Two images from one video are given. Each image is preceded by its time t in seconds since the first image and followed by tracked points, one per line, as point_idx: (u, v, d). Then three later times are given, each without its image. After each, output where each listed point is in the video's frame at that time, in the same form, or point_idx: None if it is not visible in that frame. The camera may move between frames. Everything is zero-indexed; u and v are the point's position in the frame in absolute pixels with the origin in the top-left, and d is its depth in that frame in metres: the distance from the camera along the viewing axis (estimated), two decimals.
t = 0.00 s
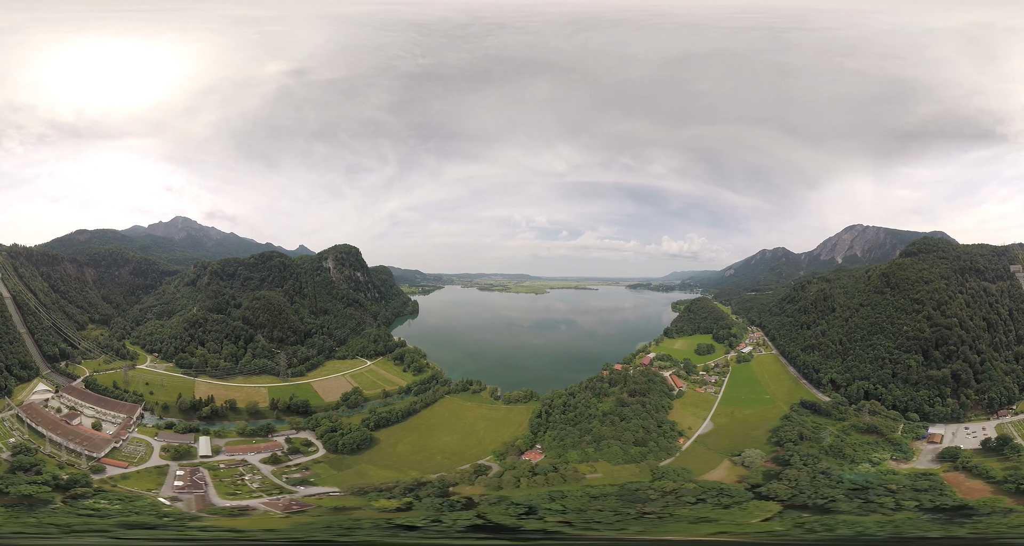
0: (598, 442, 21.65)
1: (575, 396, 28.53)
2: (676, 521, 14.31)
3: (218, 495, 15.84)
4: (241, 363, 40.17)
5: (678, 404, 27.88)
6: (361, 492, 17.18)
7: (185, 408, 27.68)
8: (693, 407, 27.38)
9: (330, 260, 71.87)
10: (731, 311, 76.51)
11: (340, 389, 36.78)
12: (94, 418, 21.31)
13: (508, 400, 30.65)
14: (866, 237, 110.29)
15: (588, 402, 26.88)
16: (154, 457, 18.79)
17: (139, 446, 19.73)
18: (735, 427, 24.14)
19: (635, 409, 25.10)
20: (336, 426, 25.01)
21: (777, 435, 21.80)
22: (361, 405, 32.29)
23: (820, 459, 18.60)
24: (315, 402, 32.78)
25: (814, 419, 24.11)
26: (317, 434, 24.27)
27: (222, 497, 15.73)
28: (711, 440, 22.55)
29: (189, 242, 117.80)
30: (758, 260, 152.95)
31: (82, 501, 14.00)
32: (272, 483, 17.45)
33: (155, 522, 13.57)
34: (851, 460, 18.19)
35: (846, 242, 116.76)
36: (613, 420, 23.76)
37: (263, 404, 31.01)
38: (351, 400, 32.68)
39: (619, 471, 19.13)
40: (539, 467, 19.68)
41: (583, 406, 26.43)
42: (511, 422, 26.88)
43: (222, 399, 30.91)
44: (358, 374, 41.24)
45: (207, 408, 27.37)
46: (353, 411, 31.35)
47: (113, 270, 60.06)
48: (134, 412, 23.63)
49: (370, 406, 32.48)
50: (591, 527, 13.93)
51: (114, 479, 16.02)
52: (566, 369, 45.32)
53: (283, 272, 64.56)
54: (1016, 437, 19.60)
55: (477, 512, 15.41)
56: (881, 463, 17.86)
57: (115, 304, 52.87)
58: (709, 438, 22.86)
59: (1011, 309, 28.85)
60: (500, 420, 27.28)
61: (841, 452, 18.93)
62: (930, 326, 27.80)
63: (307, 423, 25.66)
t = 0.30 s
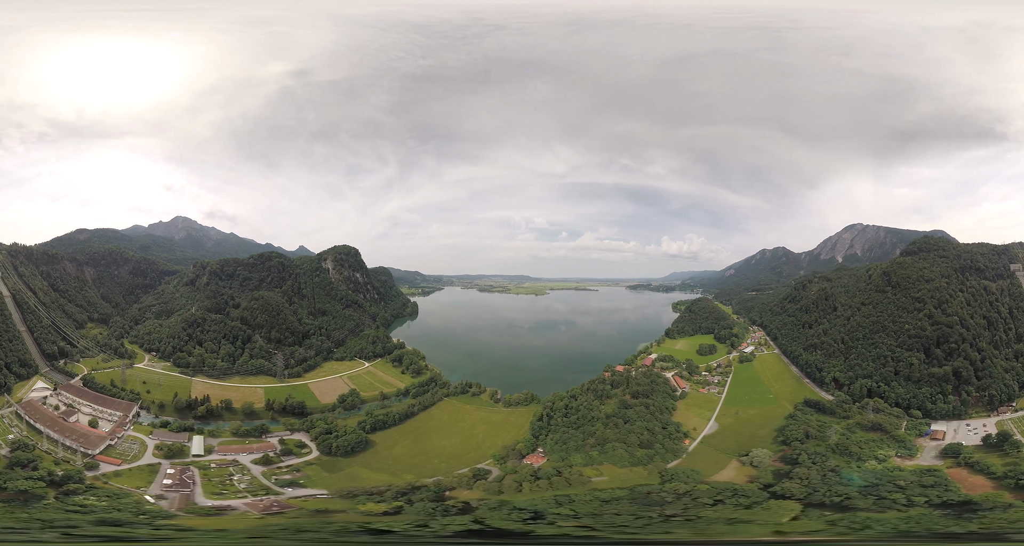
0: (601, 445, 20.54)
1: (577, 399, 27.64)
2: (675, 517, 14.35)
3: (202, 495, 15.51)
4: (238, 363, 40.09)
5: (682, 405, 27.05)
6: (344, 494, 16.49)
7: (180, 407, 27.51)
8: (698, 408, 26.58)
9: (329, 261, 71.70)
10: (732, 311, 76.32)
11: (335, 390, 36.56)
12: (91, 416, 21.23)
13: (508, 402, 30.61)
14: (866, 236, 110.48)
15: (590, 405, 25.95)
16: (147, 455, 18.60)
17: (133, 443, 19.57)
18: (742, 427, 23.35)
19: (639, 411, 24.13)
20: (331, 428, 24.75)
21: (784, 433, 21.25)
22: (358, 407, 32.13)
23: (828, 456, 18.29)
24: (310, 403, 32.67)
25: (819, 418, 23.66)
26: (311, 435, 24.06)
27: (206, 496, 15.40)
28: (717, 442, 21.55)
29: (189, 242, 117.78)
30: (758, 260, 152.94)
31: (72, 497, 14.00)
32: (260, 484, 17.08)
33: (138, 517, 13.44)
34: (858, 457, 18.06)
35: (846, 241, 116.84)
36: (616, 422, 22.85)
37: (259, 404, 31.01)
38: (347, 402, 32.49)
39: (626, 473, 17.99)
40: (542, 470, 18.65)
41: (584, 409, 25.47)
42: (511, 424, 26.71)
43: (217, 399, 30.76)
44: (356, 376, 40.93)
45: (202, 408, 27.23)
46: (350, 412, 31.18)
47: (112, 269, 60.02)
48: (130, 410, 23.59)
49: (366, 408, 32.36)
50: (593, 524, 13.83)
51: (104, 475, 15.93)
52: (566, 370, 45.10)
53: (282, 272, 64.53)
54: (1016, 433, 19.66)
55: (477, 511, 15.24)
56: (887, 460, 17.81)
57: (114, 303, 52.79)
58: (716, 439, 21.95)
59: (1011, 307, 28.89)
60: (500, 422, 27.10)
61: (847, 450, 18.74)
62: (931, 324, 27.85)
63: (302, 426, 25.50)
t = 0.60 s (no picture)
0: (605, 448, 19.93)
1: (578, 402, 27.11)
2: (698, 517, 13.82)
3: (187, 493, 15.35)
4: (235, 363, 39.94)
5: (686, 406, 26.52)
6: (331, 498, 16.06)
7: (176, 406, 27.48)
8: (702, 410, 25.78)
9: (328, 261, 71.59)
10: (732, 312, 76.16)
11: (332, 391, 36.36)
12: (88, 413, 21.20)
13: (508, 405, 29.98)
14: (866, 236, 110.60)
15: (592, 408, 25.20)
16: (141, 453, 18.58)
17: (128, 441, 19.54)
18: (747, 428, 22.72)
19: (643, 413, 23.62)
20: (327, 430, 24.39)
21: (789, 433, 21.01)
22: (354, 409, 31.90)
23: (836, 455, 18.12)
24: (306, 405, 32.46)
25: (823, 417, 23.41)
26: (305, 437, 23.77)
27: (192, 495, 15.29)
28: (723, 442, 21.04)
29: (188, 241, 117.77)
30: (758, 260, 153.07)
31: (65, 494, 13.98)
32: (248, 484, 16.86)
33: (118, 513, 13.33)
34: (865, 455, 17.96)
35: (846, 240, 116.94)
36: (620, 424, 22.35)
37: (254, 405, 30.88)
38: (344, 404, 32.19)
39: (632, 476, 17.46)
40: (544, 475, 17.90)
41: (586, 412, 24.72)
42: (512, 427, 26.10)
43: (213, 399, 30.53)
44: (354, 378, 40.58)
45: (198, 407, 27.09)
46: (345, 414, 30.97)
47: (112, 268, 59.99)
48: (127, 408, 23.41)
49: (363, 410, 32.02)
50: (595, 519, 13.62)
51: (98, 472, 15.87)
52: (566, 372, 44.89)
53: (281, 272, 64.47)
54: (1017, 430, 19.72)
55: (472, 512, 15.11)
56: (893, 457, 17.75)
57: (113, 302, 52.70)
58: (722, 439, 21.47)
59: (1011, 306, 28.94)
60: (501, 426, 26.51)
61: (854, 448, 18.54)
62: (932, 323, 27.92)
63: (296, 426, 25.13)
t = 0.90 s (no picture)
0: (610, 451, 19.29)
1: (580, 405, 25.63)
2: (711, 516, 13.85)
3: (174, 492, 15.27)
4: (232, 363, 39.82)
5: (688, 407, 26.16)
6: (319, 500, 15.62)
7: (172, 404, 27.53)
8: (704, 410, 25.68)
9: (327, 261, 71.52)
10: (733, 312, 76.01)
11: (331, 392, 35.76)
12: (85, 410, 21.19)
13: (508, 407, 28.08)
14: (866, 235, 110.73)
15: (595, 410, 24.19)
16: (134, 450, 18.56)
17: (123, 438, 19.50)
18: (753, 428, 22.67)
19: (647, 414, 23.02)
20: (321, 431, 23.67)
21: (795, 432, 21.07)
22: (350, 411, 31.02)
23: (842, 453, 18.13)
24: (304, 406, 31.65)
25: (826, 415, 23.54)
26: (300, 438, 23.19)
27: (178, 493, 15.20)
28: (729, 443, 21.00)
29: (188, 240, 117.65)
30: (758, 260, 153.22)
31: (59, 489, 13.97)
32: (236, 483, 16.75)
33: (104, 509, 13.28)
34: (871, 453, 17.96)
35: (846, 240, 117.08)
36: (623, 427, 21.47)
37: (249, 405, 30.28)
38: (340, 405, 31.48)
39: (640, 479, 17.09)
40: (548, 479, 17.28)
41: (589, 415, 23.56)
42: (513, 431, 24.10)
43: (208, 399, 30.27)
44: (351, 379, 40.08)
45: (193, 406, 26.88)
46: (341, 416, 30.04)
47: (110, 268, 59.93)
48: (123, 407, 23.46)
49: (360, 411, 31.08)
50: (597, 521, 13.47)
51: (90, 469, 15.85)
52: (567, 373, 44.63)
53: (280, 272, 64.40)
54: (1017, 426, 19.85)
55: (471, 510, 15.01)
56: (898, 454, 17.78)
57: (112, 302, 52.61)
58: (728, 439, 21.39)
59: (1011, 304, 29.01)
60: (500, 429, 24.58)
61: (859, 445, 18.66)
62: (933, 321, 28.01)
63: (291, 427, 24.59)
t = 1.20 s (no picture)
0: (615, 454, 19.25)
1: (582, 407, 25.42)
2: (733, 515, 13.82)
3: (162, 491, 15.04)
4: (229, 363, 39.75)
5: (691, 408, 26.03)
6: (307, 502, 15.05)
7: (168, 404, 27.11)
8: (708, 410, 25.64)
9: (326, 262, 71.57)
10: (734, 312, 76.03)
11: (329, 394, 35.44)
12: (83, 408, 21.14)
13: (507, 410, 27.76)
14: (867, 234, 110.83)
15: (598, 412, 24.04)
16: (128, 449, 18.38)
17: (118, 436, 19.33)
18: (759, 427, 22.67)
19: (651, 416, 22.79)
20: (316, 433, 22.92)
21: (799, 431, 20.94)
22: (347, 412, 30.63)
23: (849, 451, 18.08)
24: (300, 407, 31.45)
25: (831, 413, 23.50)
26: (295, 439, 22.38)
27: (165, 492, 15.08)
28: (734, 443, 20.85)
29: (188, 240, 117.70)
30: (758, 259, 153.28)
31: (52, 486, 14.12)
32: (225, 485, 16.25)
33: (92, 506, 13.40)
34: (876, 450, 17.98)
35: (847, 239, 117.26)
36: (627, 429, 21.39)
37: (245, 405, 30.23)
38: (337, 407, 31.08)
39: (650, 481, 16.92)
40: (552, 482, 16.97)
41: (592, 417, 23.38)
42: (514, 433, 23.94)
43: (205, 399, 30.05)
44: (349, 380, 39.74)
45: (189, 405, 26.66)
46: (338, 417, 29.77)
47: (110, 268, 60.00)
48: (121, 405, 23.42)
49: (357, 413, 30.61)
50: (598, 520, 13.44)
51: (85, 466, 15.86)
52: (568, 374, 44.46)
53: (280, 273, 64.39)
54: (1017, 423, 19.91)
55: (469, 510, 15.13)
56: (901, 451, 17.81)
57: (111, 301, 52.63)
58: (733, 440, 21.17)
59: (1011, 302, 29.12)
60: (501, 432, 24.28)
61: (864, 443, 18.63)
62: (934, 320, 28.09)
63: (286, 428, 23.82)
